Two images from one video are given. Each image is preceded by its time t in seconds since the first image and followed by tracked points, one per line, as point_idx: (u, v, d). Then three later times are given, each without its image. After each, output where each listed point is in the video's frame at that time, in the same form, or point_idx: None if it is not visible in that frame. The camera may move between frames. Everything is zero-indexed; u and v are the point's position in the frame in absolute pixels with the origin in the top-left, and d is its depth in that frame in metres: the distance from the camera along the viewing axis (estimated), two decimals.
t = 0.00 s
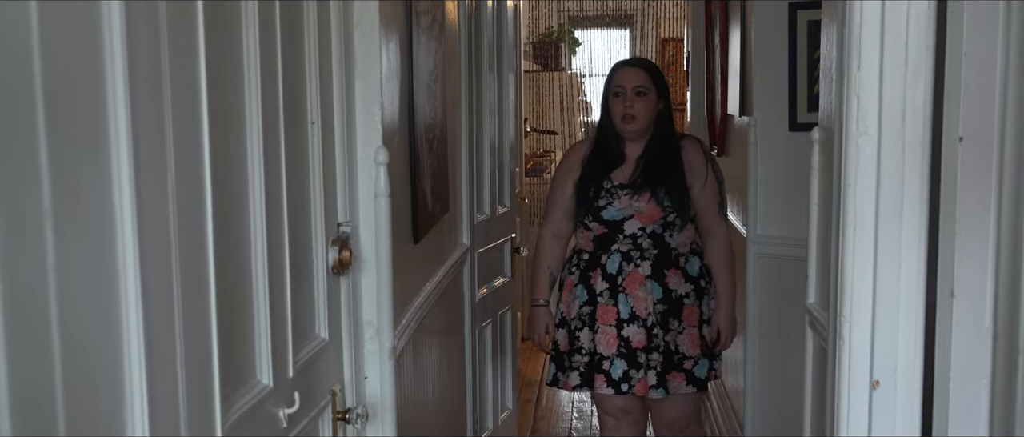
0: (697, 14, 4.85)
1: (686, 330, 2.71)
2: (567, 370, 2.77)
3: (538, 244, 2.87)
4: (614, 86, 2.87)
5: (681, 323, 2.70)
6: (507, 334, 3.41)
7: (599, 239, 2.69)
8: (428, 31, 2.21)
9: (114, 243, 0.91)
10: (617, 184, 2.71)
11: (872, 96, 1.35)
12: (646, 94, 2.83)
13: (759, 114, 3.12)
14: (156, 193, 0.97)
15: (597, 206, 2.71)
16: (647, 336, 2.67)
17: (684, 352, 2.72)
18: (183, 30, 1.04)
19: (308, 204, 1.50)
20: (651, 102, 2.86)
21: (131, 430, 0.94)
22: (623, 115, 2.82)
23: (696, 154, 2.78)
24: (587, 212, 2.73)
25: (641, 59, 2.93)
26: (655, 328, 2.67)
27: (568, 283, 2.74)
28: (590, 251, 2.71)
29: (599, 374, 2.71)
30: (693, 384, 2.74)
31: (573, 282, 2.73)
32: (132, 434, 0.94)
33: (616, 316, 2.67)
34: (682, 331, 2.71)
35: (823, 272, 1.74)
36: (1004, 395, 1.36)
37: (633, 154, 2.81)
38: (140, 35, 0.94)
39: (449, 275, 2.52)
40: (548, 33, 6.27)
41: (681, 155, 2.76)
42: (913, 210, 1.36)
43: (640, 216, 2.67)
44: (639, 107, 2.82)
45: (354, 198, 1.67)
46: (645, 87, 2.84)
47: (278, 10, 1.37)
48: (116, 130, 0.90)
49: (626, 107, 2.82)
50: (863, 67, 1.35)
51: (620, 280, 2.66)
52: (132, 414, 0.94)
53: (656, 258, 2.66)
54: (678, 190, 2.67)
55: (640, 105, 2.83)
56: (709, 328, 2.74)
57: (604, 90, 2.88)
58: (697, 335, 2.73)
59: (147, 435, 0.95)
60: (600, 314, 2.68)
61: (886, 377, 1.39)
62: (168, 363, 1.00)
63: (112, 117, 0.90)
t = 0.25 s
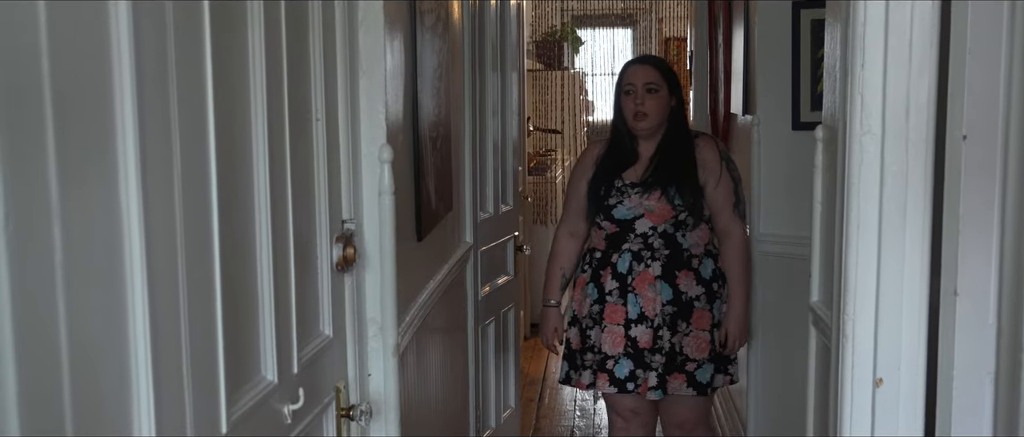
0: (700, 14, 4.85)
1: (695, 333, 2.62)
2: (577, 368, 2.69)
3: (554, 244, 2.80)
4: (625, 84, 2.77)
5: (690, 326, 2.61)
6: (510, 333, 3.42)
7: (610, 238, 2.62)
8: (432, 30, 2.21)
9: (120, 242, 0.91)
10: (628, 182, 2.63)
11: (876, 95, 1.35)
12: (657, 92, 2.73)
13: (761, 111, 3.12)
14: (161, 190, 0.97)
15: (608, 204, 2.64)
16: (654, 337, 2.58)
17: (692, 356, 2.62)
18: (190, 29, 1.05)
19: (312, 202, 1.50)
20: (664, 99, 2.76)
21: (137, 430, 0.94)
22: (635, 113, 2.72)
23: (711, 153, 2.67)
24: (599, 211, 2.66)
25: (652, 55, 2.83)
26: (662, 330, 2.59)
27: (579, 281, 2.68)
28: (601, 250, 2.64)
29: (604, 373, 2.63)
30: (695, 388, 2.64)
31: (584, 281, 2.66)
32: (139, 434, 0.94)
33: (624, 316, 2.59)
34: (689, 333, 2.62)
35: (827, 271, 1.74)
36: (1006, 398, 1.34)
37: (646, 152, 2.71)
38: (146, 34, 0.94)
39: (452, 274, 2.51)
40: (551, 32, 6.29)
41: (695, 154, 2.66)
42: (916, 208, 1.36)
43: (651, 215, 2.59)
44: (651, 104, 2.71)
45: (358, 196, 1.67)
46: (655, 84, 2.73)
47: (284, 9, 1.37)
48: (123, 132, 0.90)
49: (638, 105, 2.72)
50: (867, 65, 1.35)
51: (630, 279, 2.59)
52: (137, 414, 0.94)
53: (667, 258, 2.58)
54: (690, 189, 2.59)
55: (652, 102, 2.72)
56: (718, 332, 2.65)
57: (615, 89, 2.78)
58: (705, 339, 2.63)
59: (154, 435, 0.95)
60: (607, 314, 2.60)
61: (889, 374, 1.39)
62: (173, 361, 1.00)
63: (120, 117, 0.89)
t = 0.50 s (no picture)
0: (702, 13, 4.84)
1: (707, 332, 2.65)
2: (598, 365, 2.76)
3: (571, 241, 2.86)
4: (638, 82, 2.83)
5: (701, 325, 2.64)
6: (513, 331, 3.42)
7: (624, 235, 2.66)
8: (435, 28, 2.21)
9: (127, 241, 0.91)
10: (640, 179, 2.68)
11: (880, 91, 1.35)
12: (669, 88, 2.78)
13: (764, 109, 3.11)
14: (167, 190, 0.97)
15: (621, 200, 2.69)
16: (665, 336, 2.61)
17: (703, 355, 2.66)
18: (196, 29, 1.05)
19: (316, 199, 1.50)
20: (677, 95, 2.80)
21: (143, 430, 0.93)
22: (649, 110, 2.77)
23: (726, 147, 2.68)
24: (613, 208, 2.71)
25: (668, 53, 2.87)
26: (674, 329, 2.61)
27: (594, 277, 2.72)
28: (615, 247, 2.68)
29: (618, 371, 2.67)
30: (708, 388, 2.67)
31: (599, 278, 2.72)
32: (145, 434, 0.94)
33: (636, 314, 2.63)
34: (701, 333, 2.65)
35: (830, 268, 1.74)
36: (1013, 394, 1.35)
37: (662, 150, 2.77)
38: (152, 32, 0.94)
39: (455, 271, 2.52)
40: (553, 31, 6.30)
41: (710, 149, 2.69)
42: (920, 205, 1.36)
43: (663, 213, 2.62)
44: (664, 100, 2.76)
45: (362, 194, 1.67)
46: (667, 80, 2.78)
47: (288, 8, 1.37)
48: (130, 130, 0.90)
49: (651, 101, 2.77)
50: (871, 62, 1.34)
51: (642, 277, 2.62)
52: (144, 413, 0.93)
53: (679, 256, 2.60)
54: (702, 185, 2.61)
55: (665, 99, 2.76)
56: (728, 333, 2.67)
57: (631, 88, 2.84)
58: (717, 338, 2.66)
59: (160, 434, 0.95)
60: (620, 311, 2.65)
61: (892, 372, 1.39)
62: (179, 359, 1.00)
63: (127, 114, 0.89)
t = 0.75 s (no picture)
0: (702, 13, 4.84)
1: (715, 332, 2.65)
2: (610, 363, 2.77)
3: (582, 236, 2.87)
4: (654, 79, 2.83)
5: (710, 325, 2.64)
6: (513, 330, 3.42)
7: (634, 233, 2.67)
8: (437, 28, 2.22)
9: (133, 242, 0.91)
10: (651, 176, 2.67)
11: (881, 90, 1.35)
12: (684, 86, 2.77)
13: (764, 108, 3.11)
14: (173, 189, 0.98)
15: (631, 198, 2.69)
16: (672, 335, 2.61)
17: (711, 356, 2.66)
18: (201, 29, 1.05)
19: (319, 198, 1.50)
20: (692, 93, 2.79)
21: (148, 430, 0.94)
22: (662, 108, 2.77)
23: (739, 147, 2.68)
24: (624, 205, 2.71)
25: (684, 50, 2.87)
26: (681, 327, 2.62)
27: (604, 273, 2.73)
28: (625, 244, 2.68)
29: (623, 369, 2.67)
30: (716, 389, 2.68)
31: (609, 276, 2.72)
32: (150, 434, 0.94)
33: (644, 312, 2.62)
34: (709, 333, 2.65)
35: (831, 266, 1.74)
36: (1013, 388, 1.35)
37: (674, 148, 2.76)
38: (158, 31, 0.94)
39: (456, 270, 2.52)
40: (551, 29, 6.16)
41: (722, 148, 2.69)
42: (921, 205, 1.36)
43: (673, 210, 2.62)
44: (678, 99, 2.75)
45: (364, 193, 1.67)
46: (681, 78, 2.77)
47: (291, 8, 1.37)
48: (135, 128, 0.90)
49: (665, 99, 2.77)
50: (872, 62, 1.35)
51: (650, 275, 2.62)
52: (149, 414, 0.94)
53: (688, 255, 2.60)
54: (713, 185, 2.62)
55: (679, 98, 2.75)
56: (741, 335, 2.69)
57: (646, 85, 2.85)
58: (725, 339, 2.66)
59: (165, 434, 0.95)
60: (627, 309, 2.64)
61: (894, 370, 1.39)
62: (184, 359, 1.01)
63: (132, 114, 0.90)
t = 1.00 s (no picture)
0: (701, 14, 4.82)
1: (727, 333, 2.63)
2: (618, 364, 2.75)
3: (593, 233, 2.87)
4: (671, 77, 2.79)
5: (721, 327, 2.62)
6: (513, 330, 3.42)
7: (646, 233, 2.64)
8: (437, 28, 2.22)
9: (139, 243, 0.91)
10: (664, 176, 2.64)
11: (883, 89, 1.35)
12: (701, 85, 2.73)
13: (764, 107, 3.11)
14: (179, 189, 0.98)
15: (643, 198, 2.66)
16: (683, 336, 2.61)
17: (722, 357, 2.64)
18: (206, 30, 1.05)
19: (322, 198, 1.50)
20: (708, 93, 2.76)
21: (155, 430, 0.94)
22: (677, 107, 2.73)
23: (753, 148, 2.65)
24: (635, 205, 2.69)
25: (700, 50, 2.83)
26: (692, 329, 2.61)
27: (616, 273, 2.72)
28: (637, 244, 2.66)
29: (635, 370, 2.66)
30: (727, 390, 2.66)
31: (621, 275, 2.71)
32: (157, 434, 0.94)
33: (655, 313, 2.61)
34: (720, 334, 2.63)
35: (834, 266, 1.74)
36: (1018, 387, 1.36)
37: (688, 148, 2.72)
38: (163, 33, 0.95)
39: (456, 270, 2.51)
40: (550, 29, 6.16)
41: (736, 150, 2.65)
42: (924, 205, 1.36)
43: (685, 212, 2.60)
44: (695, 98, 2.72)
45: (366, 192, 1.67)
46: (699, 77, 2.73)
47: (295, 9, 1.38)
48: (142, 128, 0.90)
49: (681, 98, 2.73)
50: (874, 61, 1.35)
51: (662, 276, 2.60)
52: (155, 415, 0.94)
53: (699, 256, 2.58)
54: (727, 186, 2.58)
55: (696, 97, 2.72)
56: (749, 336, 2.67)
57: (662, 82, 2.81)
58: (737, 340, 2.65)
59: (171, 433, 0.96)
60: (639, 310, 2.63)
61: (896, 369, 1.40)
62: (190, 357, 1.01)
63: (138, 116, 0.90)
